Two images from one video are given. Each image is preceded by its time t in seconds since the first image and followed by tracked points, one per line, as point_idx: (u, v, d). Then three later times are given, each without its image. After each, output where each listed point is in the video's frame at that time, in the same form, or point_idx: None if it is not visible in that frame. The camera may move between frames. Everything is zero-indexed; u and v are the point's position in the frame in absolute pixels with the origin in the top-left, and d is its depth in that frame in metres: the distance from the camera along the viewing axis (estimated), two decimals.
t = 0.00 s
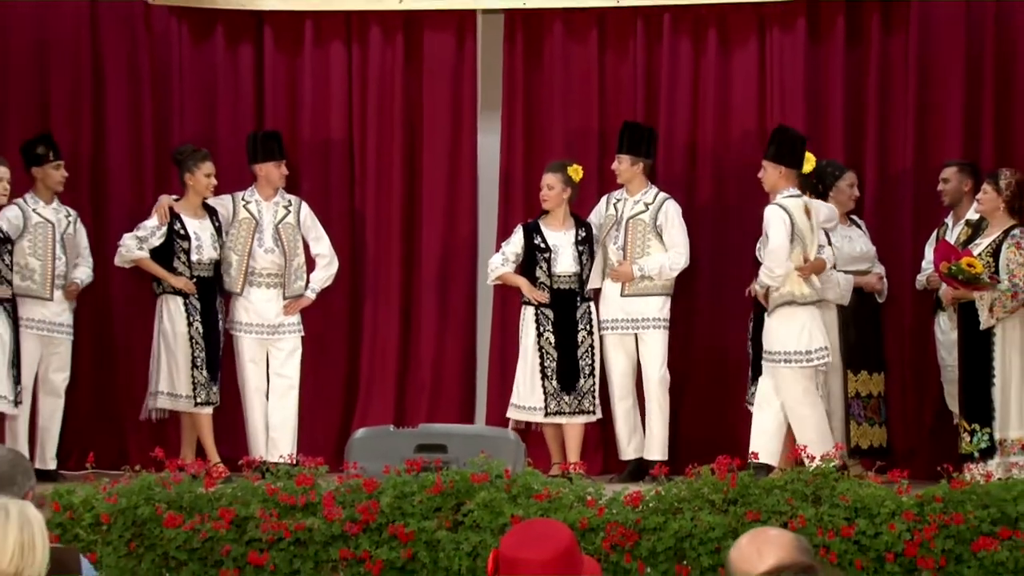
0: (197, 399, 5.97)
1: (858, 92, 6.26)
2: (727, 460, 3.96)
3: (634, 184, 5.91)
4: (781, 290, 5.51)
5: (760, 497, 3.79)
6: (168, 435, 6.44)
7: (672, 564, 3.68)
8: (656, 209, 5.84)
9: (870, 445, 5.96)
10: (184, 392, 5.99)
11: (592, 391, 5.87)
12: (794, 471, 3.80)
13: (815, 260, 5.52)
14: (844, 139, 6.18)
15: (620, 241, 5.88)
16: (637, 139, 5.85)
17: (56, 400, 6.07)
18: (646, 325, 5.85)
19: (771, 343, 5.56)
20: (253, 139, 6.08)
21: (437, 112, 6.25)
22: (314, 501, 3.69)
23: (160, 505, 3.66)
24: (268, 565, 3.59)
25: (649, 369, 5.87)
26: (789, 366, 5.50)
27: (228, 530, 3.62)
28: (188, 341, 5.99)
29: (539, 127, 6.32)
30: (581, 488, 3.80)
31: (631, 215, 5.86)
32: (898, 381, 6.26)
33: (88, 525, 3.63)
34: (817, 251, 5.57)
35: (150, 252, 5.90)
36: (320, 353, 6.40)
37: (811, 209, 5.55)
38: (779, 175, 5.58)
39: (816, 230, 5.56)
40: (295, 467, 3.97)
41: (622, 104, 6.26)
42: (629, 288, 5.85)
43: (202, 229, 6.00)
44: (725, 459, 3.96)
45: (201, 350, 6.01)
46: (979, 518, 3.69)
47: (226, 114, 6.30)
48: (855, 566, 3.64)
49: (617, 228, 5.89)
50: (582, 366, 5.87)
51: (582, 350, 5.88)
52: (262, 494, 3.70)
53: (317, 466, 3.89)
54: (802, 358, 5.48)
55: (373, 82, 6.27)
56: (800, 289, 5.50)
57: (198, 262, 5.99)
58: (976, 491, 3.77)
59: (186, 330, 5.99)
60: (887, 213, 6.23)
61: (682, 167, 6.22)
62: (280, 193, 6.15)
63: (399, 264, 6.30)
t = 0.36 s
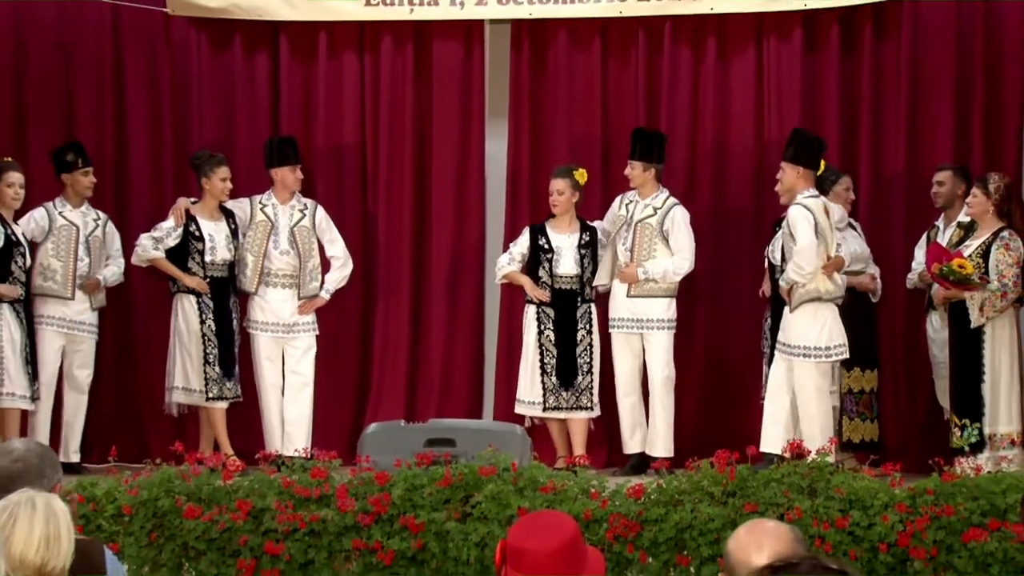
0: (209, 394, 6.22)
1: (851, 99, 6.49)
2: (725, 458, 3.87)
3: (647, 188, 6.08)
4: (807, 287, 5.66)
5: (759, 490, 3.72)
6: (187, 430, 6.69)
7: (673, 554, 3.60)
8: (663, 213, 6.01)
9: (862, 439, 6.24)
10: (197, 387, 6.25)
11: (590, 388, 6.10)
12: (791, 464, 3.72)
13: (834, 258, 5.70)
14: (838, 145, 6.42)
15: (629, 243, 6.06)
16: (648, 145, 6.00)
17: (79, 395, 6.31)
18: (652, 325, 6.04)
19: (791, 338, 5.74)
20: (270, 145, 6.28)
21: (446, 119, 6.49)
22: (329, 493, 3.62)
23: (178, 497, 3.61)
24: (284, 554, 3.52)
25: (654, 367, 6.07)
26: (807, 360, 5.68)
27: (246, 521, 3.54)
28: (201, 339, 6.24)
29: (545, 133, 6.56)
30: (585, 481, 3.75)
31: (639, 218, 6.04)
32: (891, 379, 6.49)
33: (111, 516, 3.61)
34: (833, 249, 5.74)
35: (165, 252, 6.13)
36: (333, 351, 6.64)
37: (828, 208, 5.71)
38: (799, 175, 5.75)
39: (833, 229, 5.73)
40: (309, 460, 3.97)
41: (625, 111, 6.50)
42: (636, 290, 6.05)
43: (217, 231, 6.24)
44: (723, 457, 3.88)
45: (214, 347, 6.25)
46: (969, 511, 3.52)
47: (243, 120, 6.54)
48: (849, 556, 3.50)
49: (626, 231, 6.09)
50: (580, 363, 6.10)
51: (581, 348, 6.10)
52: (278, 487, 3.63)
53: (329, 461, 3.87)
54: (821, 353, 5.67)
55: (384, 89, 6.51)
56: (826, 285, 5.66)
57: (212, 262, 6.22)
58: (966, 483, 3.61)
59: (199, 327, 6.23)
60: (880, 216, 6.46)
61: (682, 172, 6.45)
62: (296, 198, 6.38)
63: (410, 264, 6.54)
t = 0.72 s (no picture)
0: (223, 389, 6.49)
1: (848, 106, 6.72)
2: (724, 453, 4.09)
3: (666, 193, 6.29)
4: (820, 287, 5.89)
5: (757, 481, 4.00)
6: (206, 425, 6.94)
7: (675, 545, 3.87)
8: (682, 217, 6.22)
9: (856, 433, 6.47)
10: (212, 382, 6.51)
11: (589, 383, 6.33)
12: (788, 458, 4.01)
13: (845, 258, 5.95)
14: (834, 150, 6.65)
15: (648, 245, 6.27)
16: (670, 151, 6.22)
17: (99, 391, 6.55)
18: (669, 326, 6.26)
19: (800, 335, 5.99)
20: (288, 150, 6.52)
21: (456, 124, 6.74)
22: (344, 485, 3.89)
23: (199, 489, 3.87)
24: (300, 544, 3.81)
25: (667, 364, 6.28)
26: (816, 355, 5.92)
27: (263, 512, 3.82)
28: (217, 335, 6.49)
29: (551, 138, 6.80)
30: (590, 474, 4.02)
31: (658, 221, 6.25)
32: (885, 376, 6.72)
33: (134, 508, 3.89)
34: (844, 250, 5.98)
35: (185, 254, 6.38)
36: (347, 349, 6.89)
37: (841, 211, 5.96)
38: (814, 178, 6.00)
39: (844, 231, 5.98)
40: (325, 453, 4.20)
41: (628, 118, 6.73)
42: (653, 290, 6.25)
43: (235, 232, 6.48)
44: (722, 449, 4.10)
45: (230, 344, 6.50)
46: (960, 502, 3.91)
47: (260, 127, 6.79)
48: (846, 547, 3.85)
49: (644, 233, 6.30)
50: (579, 360, 6.32)
51: (580, 345, 6.32)
52: (294, 479, 3.90)
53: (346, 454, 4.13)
54: (830, 350, 5.91)
55: (397, 96, 6.75)
56: (837, 286, 5.90)
57: (230, 262, 6.46)
58: (959, 477, 3.99)
59: (216, 325, 6.48)
60: (875, 218, 6.69)
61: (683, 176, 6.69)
62: (312, 201, 6.61)
63: (421, 265, 6.79)
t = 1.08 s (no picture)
0: (238, 386, 6.73)
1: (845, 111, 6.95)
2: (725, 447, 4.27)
3: (677, 197, 6.51)
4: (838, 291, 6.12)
5: (757, 474, 4.22)
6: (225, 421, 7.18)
7: (677, 535, 4.10)
8: (694, 221, 6.43)
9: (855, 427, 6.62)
10: (227, 379, 6.74)
11: (595, 379, 6.57)
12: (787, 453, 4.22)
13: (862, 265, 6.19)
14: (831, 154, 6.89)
15: (659, 248, 6.48)
16: (678, 156, 6.45)
17: (116, 387, 6.80)
18: (679, 325, 6.47)
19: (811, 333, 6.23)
20: (301, 154, 6.77)
21: (467, 129, 6.98)
22: (358, 479, 4.12)
23: (218, 482, 4.10)
24: (316, 535, 4.02)
25: (675, 362, 6.51)
26: (828, 352, 6.15)
27: (280, 504, 4.05)
28: (233, 334, 6.73)
29: (557, 143, 7.05)
30: (596, 468, 4.24)
31: (670, 225, 6.46)
32: (882, 372, 6.95)
33: (155, 500, 4.10)
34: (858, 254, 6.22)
35: (204, 255, 6.60)
36: (361, 347, 7.14)
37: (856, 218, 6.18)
38: (833, 182, 6.20)
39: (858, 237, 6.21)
40: (339, 448, 4.43)
41: (633, 123, 6.98)
42: (665, 290, 6.46)
43: (252, 234, 6.71)
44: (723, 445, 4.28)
45: (246, 343, 6.75)
46: (954, 495, 4.07)
47: (278, 132, 7.04)
48: (843, 538, 4.04)
49: (657, 236, 6.50)
50: (586, 357, 6.57)
51: (586, 343, 6.58)
52: (310, 472, 4.12)
53: (359, 449, 4.33)
54: (842, 347, 6.15)
55: (409, 102, 7.00)
56: (853, 290, 6.14)
57: (247, 263, 6.70)
58: (950, 469, 4.16)
59: (232, 324, 6.72)
60: (871, 221, 6.92)
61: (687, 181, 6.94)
62: (327, 204, 6.84)
63: (433, 265, 7.03)
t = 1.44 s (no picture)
0: (251, 382, 6.94)
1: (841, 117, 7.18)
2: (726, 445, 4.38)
3: (681, 199, 6.76)
4: (861, 293, 6.37)
5: (757, 468, 4.35)
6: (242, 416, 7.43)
7: (679, 527, 4.24)
8: (695, 223, 6.67)
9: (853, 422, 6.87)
10: (240, 375, 6.96)
11: (606, 375, 6.81)
12: (785, 447, 4.34)
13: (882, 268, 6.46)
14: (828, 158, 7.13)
15: (661, 248, 6.73)
16: (685, 160, 6.71)
17: (134, 383, 6.96)
18: (678, 323, 6.71)
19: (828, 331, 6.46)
20: (314, 159, 6.99)
21: (475, 134, 7.23)
22: (371, 472, 4.28)
23: (236, 476, 4.26)
24: (330, 526, 4.20)
25: (675, 359, 6.76)
26: (843, 348, 6.37)
27: (296, 497, 4.23)
28: (246, 333, 6.94)
29: (563, 148, 7.30)
30: (600, 462, 4.36)
31: (671, 227, 6.71)
32: (877, 369, 7.19)
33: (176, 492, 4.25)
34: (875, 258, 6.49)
35: (218, 255, 6.82)
36: (373, 344, 7.38)
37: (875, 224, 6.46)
38: (852, 190, 6.45)
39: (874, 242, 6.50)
40: (352, 443, 4.64)
41: (636, 128, 7.23)
42: (665, 289, 6.71)
43: (265, 235, 6.94)
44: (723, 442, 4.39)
45: (258, 341, 6.96)
46: (946, 488, 4.20)
47: (293, 138, 7.28)
48: (839, 529, 4.20)
49: (660, 237, 6.75)
50: (598, 354, 6.79)
51: (598, 340, 6.79)
52: (325, 466, 4.28)
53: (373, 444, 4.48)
54: (858, 346, 6.37)
55: (420, 108, 7.25)
56: (876, 292, 6.39)
57: (261, 263, 6.92)
58: (943, 463, 4.27)
59: (245, 323, 6.94)
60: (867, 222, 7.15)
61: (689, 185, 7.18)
62: (339, 206, 7.08)
63: (443, 266, 7.27)
